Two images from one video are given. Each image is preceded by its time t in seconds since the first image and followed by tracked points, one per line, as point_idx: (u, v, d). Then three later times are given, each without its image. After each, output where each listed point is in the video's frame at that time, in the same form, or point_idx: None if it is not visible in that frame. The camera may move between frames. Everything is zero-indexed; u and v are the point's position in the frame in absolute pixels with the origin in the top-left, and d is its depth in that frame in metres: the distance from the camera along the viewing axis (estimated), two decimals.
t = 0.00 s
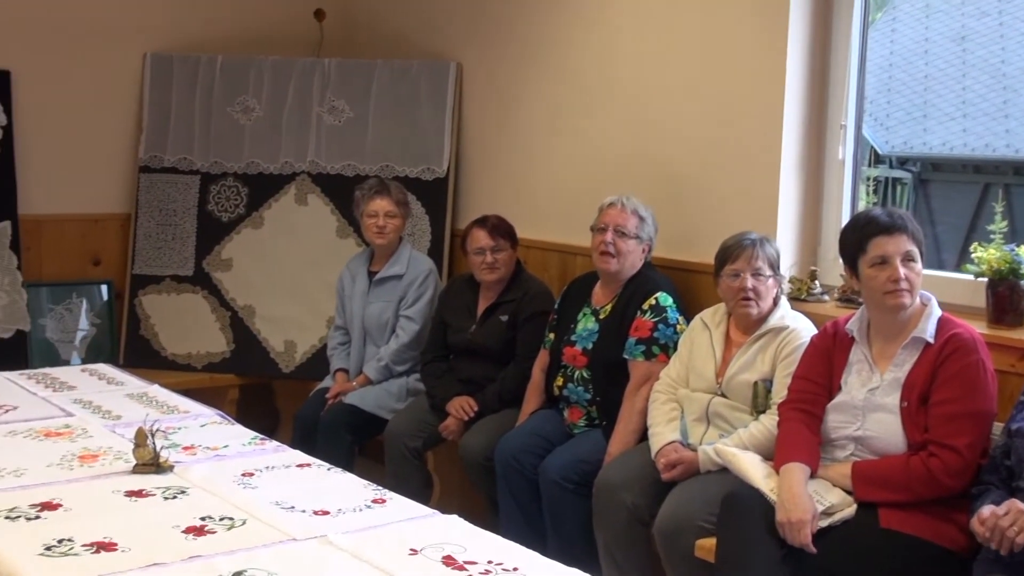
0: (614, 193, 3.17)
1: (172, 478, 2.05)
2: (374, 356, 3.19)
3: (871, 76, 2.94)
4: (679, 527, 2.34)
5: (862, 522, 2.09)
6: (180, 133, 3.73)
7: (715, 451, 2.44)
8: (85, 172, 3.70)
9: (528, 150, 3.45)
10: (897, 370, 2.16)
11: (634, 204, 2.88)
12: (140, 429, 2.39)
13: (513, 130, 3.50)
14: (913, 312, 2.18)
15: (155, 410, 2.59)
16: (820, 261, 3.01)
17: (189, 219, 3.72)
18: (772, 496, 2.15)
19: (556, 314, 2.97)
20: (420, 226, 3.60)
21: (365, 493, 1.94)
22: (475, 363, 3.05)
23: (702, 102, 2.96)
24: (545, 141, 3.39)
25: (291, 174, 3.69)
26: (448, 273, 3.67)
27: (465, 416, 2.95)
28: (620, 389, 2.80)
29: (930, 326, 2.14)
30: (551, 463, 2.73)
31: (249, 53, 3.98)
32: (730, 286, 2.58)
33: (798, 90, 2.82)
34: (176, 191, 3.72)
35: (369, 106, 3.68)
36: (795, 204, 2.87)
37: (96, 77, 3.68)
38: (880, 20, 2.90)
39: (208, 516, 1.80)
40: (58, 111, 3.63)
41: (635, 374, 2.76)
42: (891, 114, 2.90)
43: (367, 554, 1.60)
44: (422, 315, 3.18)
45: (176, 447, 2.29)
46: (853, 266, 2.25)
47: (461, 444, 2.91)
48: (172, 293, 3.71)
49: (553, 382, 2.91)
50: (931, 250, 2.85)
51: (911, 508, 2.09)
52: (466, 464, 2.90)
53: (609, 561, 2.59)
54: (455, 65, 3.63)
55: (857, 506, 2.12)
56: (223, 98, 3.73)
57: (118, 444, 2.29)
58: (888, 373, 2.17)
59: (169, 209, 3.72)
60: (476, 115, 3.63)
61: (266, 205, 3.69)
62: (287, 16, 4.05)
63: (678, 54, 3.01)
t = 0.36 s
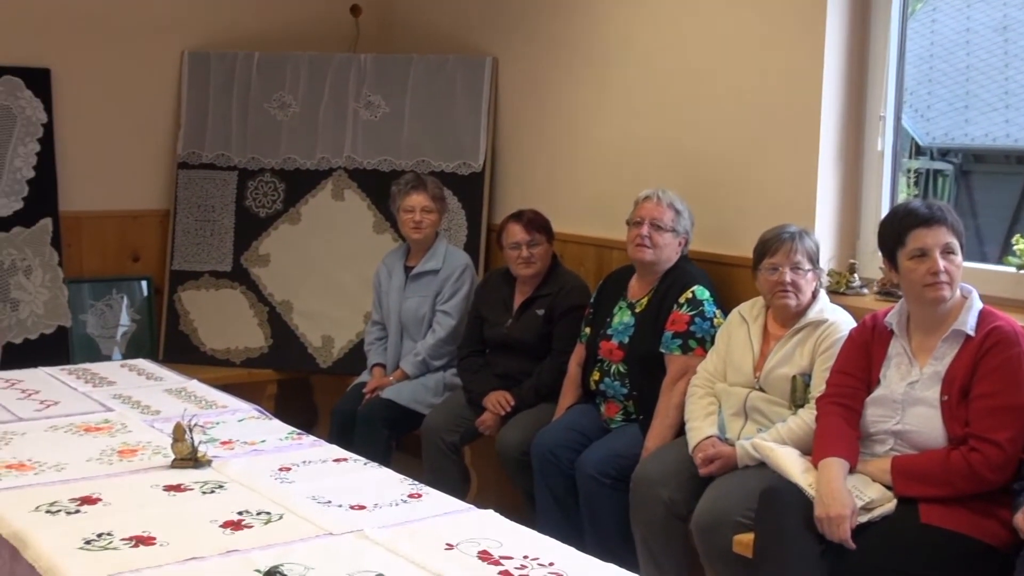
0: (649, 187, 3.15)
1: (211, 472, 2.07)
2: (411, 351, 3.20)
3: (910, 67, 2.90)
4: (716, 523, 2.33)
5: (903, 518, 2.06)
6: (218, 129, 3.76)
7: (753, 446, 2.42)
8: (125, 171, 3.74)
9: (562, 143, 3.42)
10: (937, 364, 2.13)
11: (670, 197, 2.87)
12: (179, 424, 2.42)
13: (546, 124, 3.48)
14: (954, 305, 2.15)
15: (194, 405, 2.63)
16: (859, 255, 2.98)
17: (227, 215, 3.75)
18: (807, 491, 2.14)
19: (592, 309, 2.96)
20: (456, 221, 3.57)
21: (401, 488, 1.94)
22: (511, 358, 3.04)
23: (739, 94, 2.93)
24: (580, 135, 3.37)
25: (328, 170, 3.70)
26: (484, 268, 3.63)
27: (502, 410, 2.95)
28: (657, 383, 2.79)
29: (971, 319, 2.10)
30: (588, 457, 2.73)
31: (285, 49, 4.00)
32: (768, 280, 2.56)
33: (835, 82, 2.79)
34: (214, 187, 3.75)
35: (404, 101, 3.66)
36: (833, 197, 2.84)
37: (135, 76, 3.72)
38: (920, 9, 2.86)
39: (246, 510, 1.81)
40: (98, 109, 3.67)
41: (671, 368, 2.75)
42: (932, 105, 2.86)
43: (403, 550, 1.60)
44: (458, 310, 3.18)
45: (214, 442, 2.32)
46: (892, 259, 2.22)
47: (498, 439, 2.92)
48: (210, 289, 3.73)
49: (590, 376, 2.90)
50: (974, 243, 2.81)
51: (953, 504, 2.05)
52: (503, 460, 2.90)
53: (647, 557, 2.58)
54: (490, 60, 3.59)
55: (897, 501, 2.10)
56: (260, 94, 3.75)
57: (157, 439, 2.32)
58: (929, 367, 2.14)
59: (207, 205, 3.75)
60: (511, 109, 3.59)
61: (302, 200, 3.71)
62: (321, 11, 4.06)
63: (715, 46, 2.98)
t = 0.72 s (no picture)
0: (687, 182, 3.13)
1: (250, 468, 2.10)
2: (450, 347, 3.20)
3: (952, 59, 2.85)
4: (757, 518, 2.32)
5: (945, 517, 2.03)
6: (258, 127, 3.79)
7: (793, 442, 2.40)
8: (166, 170, 3.79)
9: (599, 138, 3.40)
10: (978, 360, 2.10)
11: (708, 192, 2.85)
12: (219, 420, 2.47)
13: (582, 120, 3.46)
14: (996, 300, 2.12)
15: (233, 401, 2.67)
16: (900, 249, 2.94)
17: (267, 212, 3.78)
18: (850, 487, 2.10)
19: (630, 305, 2.95)
20: (493, 217, 3.56)
21: (437, 485, 1.95)
22: (549, 354, 3.04)
23: (778, 89, 2.91)
24: (617, 130, 3.35)
25: (367, 167, 3.71)
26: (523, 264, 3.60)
27: (540, 406, 2.95)
28: (695, 379, 2.77)
29: (1013, 314, 2.07)
30: (627, 453, 2.73)
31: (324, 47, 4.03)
32: (807, 275, 2.54)
33: (876, 75, 2.75)
34: (254, 184, 3.79)
35: (442, 98, 3.66)
36: (873, 191, 2.81)
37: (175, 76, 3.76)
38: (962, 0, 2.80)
39: (283, 506, 1.83)
40: (140, 108, 3.72)
41: (710, 363, 2.74)
42: (976, 98, 2.80)
43: (439, 545, 1.61)
44: (496, 306, 3.18)
45: (253, 438, 2.35)
46: (932, 252, 2.19)
47: (537, 435, 2.92)
48: (251, 286, 3.78)
49: (628, 372, 2.90)
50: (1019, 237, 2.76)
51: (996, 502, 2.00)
52: (542, 456, 2.91)
53: (686, 555, 2.57)
54: (528, 56, 3.58)
55: (938, 498, 2.06)
56: (300, 93, 3.77)
57: (198, 435, 2.36)
58: (970, 363, 2.11)
59: (247, 202, 3.79)
60: (547, 105, 3.58)
61: (341, 197, 3.73)
62: (359, 9, 4.07)
63: (753, 40, 2.96)
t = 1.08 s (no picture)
0: (729, 179, 3.10)
1: (291, 465, 2.12)
2: (490, 346, 3.19)
3: (999, 53, 2.79)
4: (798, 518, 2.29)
5: (992, 518, 1.99)
6: (300, 127, 3.82)
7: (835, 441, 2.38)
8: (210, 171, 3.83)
9: (638, 136, 3.39)
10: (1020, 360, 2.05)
11: (748, 189, 2.83)
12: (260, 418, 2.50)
13: (622, 118, 3.44)
14: None
15: (275, 399, 2.70)
16: (944, 246, 2.89)
17: (308, 211, 3.81)
18: (901, 484, 2.00)
19: (670, 302, 2.93)
20: (534, 215, 3.56)
21: (476, 482, 1.95)
22: (589, 352, 3.03)
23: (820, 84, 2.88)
24: (658, 128, 3.33)
25: (408, 166, 3.72)
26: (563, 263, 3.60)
27: (581, 404, 2.94)
28: (736, 377, 2.75)
29: None
30: (668, 452, 2.72)
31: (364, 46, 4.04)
32: (850, 272, 2.51)
33: (919, 70, 2.71)
34: (296, 184, 3.81)
35: (482, 97, 3.66)
36: (916, 187, 2.77)
37: (219, 78, 3.81)
38: None
39: (324, 503, 1.84)
40: (183, 109, 3.76)
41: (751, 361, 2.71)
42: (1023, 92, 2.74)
43: (479, 543, 1.61)
44: (537, 304, 3.16)
45: (294, 435, 2.37)
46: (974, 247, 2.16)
47: (578, 433, 2.92)
48: (292, 284, 3.80)
49: (669, 370, 2.88)
50: None
51: None
52: (583, 454, 2.91)
53: (728, 554, 2.54)
54: (568, 53, 3.57)
55: (984, 497, 2.02)
56: (341, 92, 3.78)
57: (239, 433, 2.39)
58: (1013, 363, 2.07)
59: (289, 202, 3.81)
60: (587, 103, 3.56)
61: (381, 196, 3.74)
62: (400, 8, 4.08)
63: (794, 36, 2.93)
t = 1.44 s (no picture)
0: (782, 178, 3.08)
1: (345, 463, 2.13)
2: (542, 345, 3.18)
3: None
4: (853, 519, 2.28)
5: None
6: (352, 129, 3.84)
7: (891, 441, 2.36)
8: (262, 172, 3.87)
9: (690, 136, 3.38)
10: None
11: (802, 187, 2.81)
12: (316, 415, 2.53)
13: (674, 118, 3.42)
14: None
15: (328, 398, 2.71)
16: (1003, 245, 2.84)
17: (362, 212, 3.82)
18: (958, 484, 1.99)
19: (723, 302, 2.92)
20: (585, 215, 3.51)
21: (530, 481, 1.96)
22: (643, 352, 3.02)
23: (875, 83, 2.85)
24: (710, 129, 3.31)
25: (459, 165, 3.70)
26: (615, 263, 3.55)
27: (634, 404, 2.94)
28: (790, 377, 2.74)
29: None
30: (720, 452, 2.71)
31: (415, 46, 4.05)
32: (905, 271, 2.48)
33: (977, 68, 2.68)
34: (349, 185, 3.83)
35: (533, 97, 3.62)
36: (974, 186, 2.73)
37: (271, 81, 3.84)
38: None
39: (378, 500, 1.86)
40: (236, 109, 3.79)
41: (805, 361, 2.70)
42: None
43: (532, 541, 1.62)
44: (589, 303, 3.15)
45: (348, 434, 2.39)
46: None
47: (630, 433, 2.92)
48: (345, 284, 3.83)
49: (721, 370, 2.87)
50: None
51: None
52: (635, 454, 2.91)
53: (781, 555, 2.53)
54: (620, 53, 3.52)
55: None
56: (393, 92, 3.79)
57: (294, 430, 2.42)
58: None
59: (342, 202, 3.83)
60: (640, 103, 3.55)
61: (435, 195, 3.73)
62: (450, 7, 4.08)
63: (849, 35, 2.90)
